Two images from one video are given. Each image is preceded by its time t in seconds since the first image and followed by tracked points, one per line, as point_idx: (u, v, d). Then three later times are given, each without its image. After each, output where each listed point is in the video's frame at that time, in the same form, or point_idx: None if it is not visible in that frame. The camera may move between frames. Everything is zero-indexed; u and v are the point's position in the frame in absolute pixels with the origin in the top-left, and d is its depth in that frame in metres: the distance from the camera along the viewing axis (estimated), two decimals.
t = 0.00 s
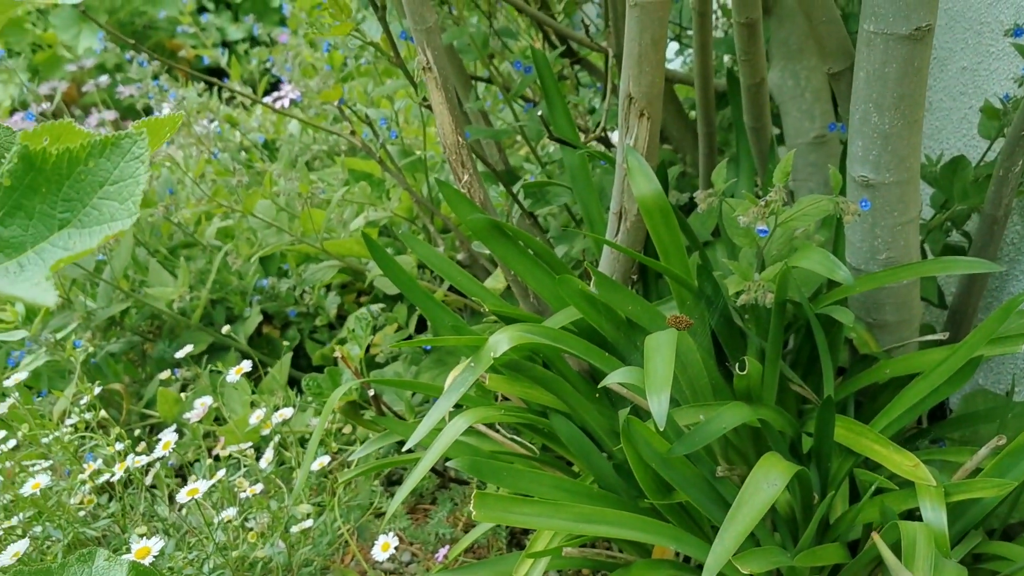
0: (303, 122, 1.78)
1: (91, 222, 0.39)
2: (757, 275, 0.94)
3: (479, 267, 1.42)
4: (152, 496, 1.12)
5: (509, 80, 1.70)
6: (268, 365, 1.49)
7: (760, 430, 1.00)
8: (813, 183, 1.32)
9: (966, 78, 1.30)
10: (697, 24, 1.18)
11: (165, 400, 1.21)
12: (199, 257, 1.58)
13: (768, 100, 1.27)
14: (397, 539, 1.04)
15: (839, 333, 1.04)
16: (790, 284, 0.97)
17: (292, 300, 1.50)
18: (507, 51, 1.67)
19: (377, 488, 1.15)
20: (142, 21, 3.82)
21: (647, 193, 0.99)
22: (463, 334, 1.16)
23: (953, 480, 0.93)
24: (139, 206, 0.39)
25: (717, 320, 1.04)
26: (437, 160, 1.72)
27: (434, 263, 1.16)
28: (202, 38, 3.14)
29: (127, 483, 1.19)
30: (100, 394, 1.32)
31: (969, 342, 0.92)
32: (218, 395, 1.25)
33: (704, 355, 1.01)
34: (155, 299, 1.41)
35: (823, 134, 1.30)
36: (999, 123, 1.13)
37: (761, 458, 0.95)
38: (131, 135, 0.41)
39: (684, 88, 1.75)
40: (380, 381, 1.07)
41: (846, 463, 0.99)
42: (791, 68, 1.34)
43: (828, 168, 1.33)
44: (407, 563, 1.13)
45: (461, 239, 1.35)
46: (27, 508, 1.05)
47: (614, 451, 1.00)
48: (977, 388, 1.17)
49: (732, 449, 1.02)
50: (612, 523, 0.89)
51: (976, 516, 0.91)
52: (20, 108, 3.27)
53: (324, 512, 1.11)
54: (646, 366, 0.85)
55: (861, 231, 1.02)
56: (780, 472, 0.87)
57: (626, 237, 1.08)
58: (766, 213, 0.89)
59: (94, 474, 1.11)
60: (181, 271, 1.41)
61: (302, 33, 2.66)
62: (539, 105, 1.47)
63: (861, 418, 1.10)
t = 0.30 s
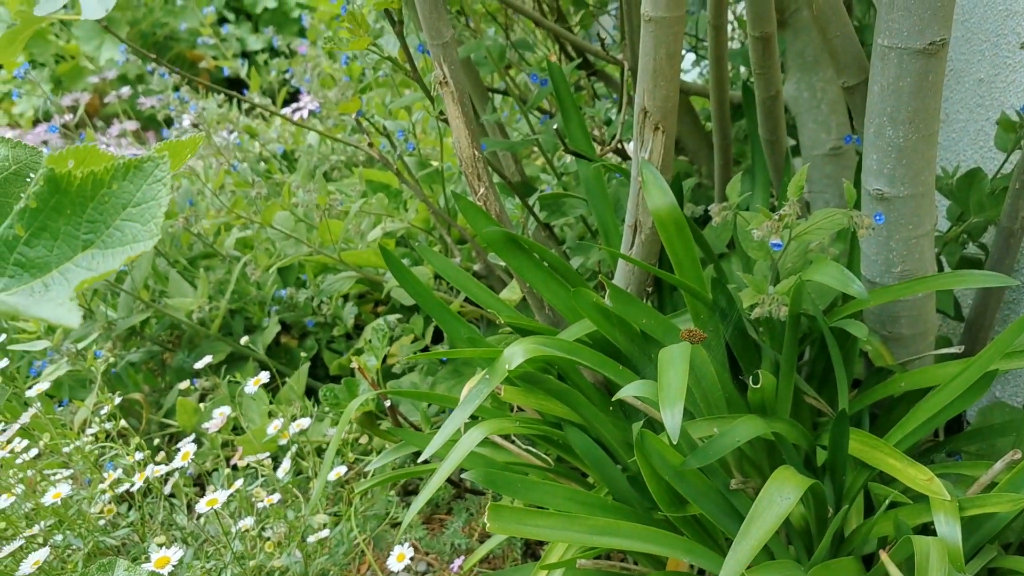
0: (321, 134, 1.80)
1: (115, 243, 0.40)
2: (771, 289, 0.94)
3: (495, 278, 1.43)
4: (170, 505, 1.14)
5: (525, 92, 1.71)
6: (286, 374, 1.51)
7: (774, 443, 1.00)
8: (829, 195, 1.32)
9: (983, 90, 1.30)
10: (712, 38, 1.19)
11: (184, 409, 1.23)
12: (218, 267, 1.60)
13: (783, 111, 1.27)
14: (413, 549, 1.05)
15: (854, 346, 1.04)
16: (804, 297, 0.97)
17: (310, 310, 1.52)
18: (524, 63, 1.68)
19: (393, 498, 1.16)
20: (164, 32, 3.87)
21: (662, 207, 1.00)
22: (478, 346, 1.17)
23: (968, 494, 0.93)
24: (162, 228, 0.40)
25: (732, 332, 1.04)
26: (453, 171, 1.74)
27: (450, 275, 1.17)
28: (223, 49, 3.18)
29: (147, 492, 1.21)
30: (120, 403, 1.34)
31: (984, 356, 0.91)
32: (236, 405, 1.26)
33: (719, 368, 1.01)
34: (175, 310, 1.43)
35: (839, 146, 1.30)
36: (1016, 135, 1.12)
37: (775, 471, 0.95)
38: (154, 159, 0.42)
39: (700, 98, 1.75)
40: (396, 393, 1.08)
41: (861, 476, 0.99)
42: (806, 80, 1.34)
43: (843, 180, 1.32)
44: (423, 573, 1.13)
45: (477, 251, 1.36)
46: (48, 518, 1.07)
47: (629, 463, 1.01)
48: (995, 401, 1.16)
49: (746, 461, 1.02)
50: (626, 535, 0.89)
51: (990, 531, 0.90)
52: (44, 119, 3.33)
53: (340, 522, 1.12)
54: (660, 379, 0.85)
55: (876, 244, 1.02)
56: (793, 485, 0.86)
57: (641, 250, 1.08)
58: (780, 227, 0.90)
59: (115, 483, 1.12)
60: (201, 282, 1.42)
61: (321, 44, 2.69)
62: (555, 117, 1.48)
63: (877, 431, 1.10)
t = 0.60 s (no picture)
0: (335, 152, 1.83)
1: (140, 278, 0.42)
2: (778, 309, 0.95)
3: (506, 296, 1.45)
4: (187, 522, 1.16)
5: (536, 110, 1.73)
6: (300, 391, 1.53)
7: (782, 461, 1.01)
8: (837, 213, 1.33)
9: (990, 109, 1.31)
10: (720, 61, 1.21)
11: (201, 427, 1.25)
12: (234, 285, 1.62)
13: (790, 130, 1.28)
14: (425, 566, 1.06)
15: (861, 365, 1.05)
16: (811, 317, 0.98)
17: (324, 328, 1.54)
18: (534, 83, 1.71)
19: (406, 515, 1.17)
20: (179, 50, 3.92)
21: (670, 228, 1.01)
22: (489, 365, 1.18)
23: (974, 513, 0.93)
24: (185, 265, 0.42)
25: (740, 352, 1.05)
26: (465, 189, 1.76)
27: (462, 295, 1.19)
28: (237, 67, 3.23)
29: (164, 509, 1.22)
30: (138, 420, 1.36)
31: (989, 376, 0.92)
32: (251, 422, 1.28)
33: (727, 387, 1.02)
34: (192, 328, 1.45)
35: (847, 164, 1.31)
36: (1021, 155, 1.13)
37: (783, 489, 0.96)
38: (178, 199, 0.44)
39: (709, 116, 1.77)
40: (409, 411, 1.09)
41: (868, 495, 0.99)
42: (814, 99, 1.36)
43: (851, 199, 1.33)
44: None
45: (488, 270, 1.38)
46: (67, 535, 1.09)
47: (638, 481, 1.02)
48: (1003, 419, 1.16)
49: (755, 480, 1.03)
50: (635, 554, 0.90)
51: (996, 550, 0.91)
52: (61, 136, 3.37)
53: (354, 539, 1.14)
54: (668, 400, 0.87)
55: (882, 264, 1.03)
56: (800, 504, 0.87)
57: (649, 270, 1.10)
58: (786, 249, 0.91)
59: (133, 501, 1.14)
60: (217, 301, 1.45)
61: (334, 62, 2.73)
62: (565, 137, 1.50)
63: (885, 449, 1.10)
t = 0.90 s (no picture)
0: (346, 169, 1.86)
1: (171, 310, 0.44)
2: (785, 328, 0.96)
3: (517, 312, 1.47)
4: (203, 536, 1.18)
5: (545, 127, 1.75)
6: (313, 406, 1.54)
7: (790, 478, 1.02)
8: (844, 229, 1.35)
9: (996, 126, 1.32)
10: (727, 82, 1.23)
11: (215, 442, 1.27)
12: (247, 301, 1.64)
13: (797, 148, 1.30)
14: None
15: (868, 382, 1.06)
16: (818, 335, 0.99)
17: (336, 343, 1.56)
18: (543, 100, 1.73)
19: (418, 530, 1.19)
20: (191, 64, 3.97)
21: (679, 247, 1.03)
22: (500, 382, 1.20)
23: (980, 530, 0.94)
24: (214, 297, 0.44)
25: (748, 369, 1.07)
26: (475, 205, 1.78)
27: (473, 312, 1.21)
28: (249, 82, 3.27)
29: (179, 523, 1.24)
30: (153, 435, 1.38)
31: (995, 394, 0.93)
32: (265, 437, 1.30)
33: (736, 404, 1.03)
34: (206, 344, 1.47)
35: (853, 182, 1.33)
36: None
37: (791, 507, 0.97)
38: (208, 233, 0.46)
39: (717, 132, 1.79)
40: (421, 428, 1.11)
41: (876, 511, 1.00)
42: (821, 117, 1.37)
43: (858, 216, 1.35)
44: None
45: (499, 286, 1.40)
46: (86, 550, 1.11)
47: (648, 497, 1.03)
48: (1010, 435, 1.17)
49: (763, 496, 1.04)
50: (644, 570, 0.92)
51: (1003, 567, 0.91)
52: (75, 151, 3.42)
53: (366, 554, 1.15)
54: (676, 419, 0.88)
55: (888, 283, 1.05)
56: (808, 522, 0.88)
57: (658, 288, 1.11)
58: (793, 269, 0.92)
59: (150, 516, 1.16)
60: (231, 317, 1.47)
61: (345, 77, 2.76)
62: (574, 154, 1.52)
63: (892, 465, 1.11)
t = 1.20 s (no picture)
0: (356, 180, 1.87)
1: (192, 327, 0.45)
2: (796, 341, 0.96)
3: (526, 323, 1.47)
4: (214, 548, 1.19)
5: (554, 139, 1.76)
6: (323, 417, 1.55)
7: (801, 491, 1.02)
8: (853, 241, 1.35)
9: (1005, 138, 1.33)
10: (737, 95, 1.23)
11: (226, 453, 1.28)
12: (257, 312, 1.65)
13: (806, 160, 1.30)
14: None
15: (879, 395, 1.06)
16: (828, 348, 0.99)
17: (346, 354, 1.56)
18: (552, 113, 1.74)
19: (428, 541, 1.19)
20: (200, 75, 4.00)
21: (689, 260, 1.03)
22: (510, 394, 1.20)
23: (993, 544, 0.94)
24: (234, 314, 0.44)
25: (759, 382, 1.07)
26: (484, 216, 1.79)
27: (483, 324, 1.21)
28: (258, 93, 3.29)
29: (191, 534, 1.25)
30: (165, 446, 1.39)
31: (1007, 407, 0.93)
32: (276, 448, 1.31)
33: (747, 417, 1.03)
34: (217, 355, 1.48)
35: (862, 194, 1.33)
36: None
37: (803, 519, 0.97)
38: (228, 251, 0.46)
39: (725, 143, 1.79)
40: (431, 440, 1.11)
41: (888, 524, 1.00)
42: (829, 129, 1.38)
43: (868, 228, 1.35)
44: None
45: (508, 298, 1.40)
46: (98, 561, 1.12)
47: (659, 510, 1.03)
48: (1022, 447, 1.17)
49: (774, 509, 1.04)
50: None
51: None
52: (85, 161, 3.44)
53: (377, 565, 1.15)
54: (688, 432, 0.88)
55: (898, 295, 1.05)
56: (820, 535, 0.88)
57: (669, 300, 1.12)
58: (804, 282, 0.93)
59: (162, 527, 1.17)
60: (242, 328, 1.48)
61: (354, 89, 2.78)
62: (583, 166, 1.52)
63: (903, 477, 1.11)
